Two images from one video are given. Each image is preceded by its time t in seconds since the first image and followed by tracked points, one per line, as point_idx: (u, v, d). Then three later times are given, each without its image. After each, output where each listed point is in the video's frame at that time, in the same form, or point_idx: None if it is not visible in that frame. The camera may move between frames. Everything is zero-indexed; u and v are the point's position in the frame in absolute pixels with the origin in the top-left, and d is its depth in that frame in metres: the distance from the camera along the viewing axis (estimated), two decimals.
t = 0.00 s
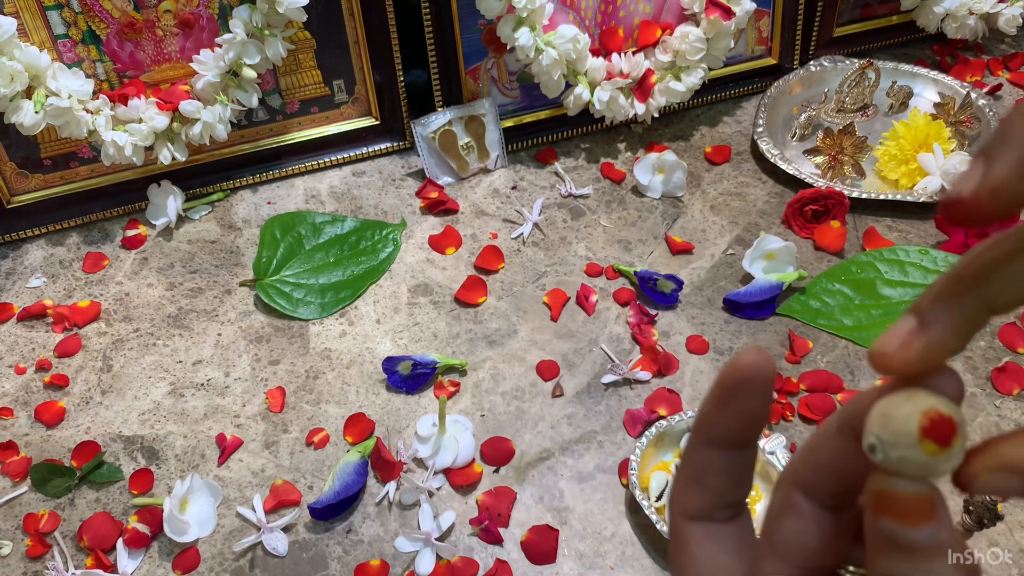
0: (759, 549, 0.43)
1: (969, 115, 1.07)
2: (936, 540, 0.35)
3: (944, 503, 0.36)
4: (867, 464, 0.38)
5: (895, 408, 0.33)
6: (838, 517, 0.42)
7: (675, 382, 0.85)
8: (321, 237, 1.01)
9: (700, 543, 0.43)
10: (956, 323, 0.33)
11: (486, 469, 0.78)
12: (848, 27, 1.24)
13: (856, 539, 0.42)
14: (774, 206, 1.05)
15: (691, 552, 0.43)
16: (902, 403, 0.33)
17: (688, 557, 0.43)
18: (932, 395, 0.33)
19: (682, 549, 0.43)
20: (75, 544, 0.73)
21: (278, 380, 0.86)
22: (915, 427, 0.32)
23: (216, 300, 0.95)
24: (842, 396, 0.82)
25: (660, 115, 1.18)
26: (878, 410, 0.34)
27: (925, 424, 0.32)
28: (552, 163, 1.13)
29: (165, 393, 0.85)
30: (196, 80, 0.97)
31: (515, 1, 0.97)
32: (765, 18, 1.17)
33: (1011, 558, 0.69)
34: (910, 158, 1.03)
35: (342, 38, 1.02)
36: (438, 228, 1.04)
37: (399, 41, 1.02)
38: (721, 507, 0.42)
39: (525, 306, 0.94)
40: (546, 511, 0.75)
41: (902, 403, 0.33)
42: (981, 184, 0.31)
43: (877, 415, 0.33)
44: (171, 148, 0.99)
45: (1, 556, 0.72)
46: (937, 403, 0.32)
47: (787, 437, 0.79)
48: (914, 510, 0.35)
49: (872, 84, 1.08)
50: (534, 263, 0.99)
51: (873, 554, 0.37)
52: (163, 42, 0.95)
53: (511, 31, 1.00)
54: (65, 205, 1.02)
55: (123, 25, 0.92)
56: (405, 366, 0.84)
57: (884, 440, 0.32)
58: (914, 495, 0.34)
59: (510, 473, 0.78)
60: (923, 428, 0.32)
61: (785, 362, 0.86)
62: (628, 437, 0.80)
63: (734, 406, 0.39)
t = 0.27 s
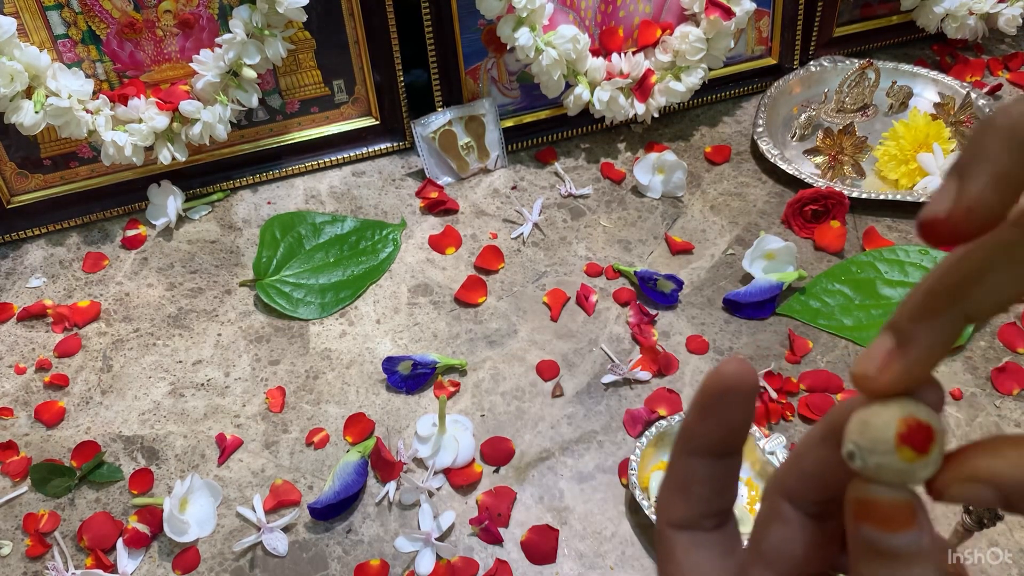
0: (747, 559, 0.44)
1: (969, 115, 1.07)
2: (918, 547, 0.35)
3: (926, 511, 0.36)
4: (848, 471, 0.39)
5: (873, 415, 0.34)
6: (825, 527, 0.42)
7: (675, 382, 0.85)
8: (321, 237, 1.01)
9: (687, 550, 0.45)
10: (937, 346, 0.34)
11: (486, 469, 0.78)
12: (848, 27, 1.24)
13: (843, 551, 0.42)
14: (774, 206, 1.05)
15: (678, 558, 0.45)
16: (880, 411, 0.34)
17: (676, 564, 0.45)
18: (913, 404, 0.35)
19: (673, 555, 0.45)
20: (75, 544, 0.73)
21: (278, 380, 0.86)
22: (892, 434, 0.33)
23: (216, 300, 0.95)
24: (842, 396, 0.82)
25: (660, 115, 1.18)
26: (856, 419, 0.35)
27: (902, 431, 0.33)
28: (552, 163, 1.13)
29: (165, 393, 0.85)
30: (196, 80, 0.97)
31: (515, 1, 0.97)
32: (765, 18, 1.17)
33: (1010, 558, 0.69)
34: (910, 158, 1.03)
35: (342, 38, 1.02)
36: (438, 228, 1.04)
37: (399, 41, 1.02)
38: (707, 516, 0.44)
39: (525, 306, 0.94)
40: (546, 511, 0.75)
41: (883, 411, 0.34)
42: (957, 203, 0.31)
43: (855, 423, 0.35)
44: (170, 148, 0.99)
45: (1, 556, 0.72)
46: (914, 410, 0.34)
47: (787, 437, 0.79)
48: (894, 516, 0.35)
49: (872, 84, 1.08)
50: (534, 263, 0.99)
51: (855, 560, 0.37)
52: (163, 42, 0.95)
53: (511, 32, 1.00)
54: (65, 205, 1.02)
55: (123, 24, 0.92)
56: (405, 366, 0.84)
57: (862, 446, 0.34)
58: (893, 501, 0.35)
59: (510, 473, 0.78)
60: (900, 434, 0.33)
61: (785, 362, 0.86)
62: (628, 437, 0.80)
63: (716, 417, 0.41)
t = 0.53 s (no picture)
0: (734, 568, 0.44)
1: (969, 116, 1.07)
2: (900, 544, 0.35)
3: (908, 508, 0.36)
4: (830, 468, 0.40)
5: (852, 411, 0.35)
6: (809, 532, 0.43)
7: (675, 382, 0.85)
8: (321, 237, 1.01)
9: (671, 561, 0.44)
10: (913, 331, 0.34)
11: (486, 470, 0.78)
12: (848, 27, 1.24)
13: (825, 557, 0.43)
14: (775, 206, 1.05)
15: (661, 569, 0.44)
16: (858, 407, 0.34)
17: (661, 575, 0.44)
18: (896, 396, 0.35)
19: (655, 566, 0.44)
20: (75, 544, 0.73)
21: (278, 380, 0.86)
22: (874, 429, 0.34)
23: (216, 300, 0.95)
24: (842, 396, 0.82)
25: (660, 115, 1.18)
26: (837, 415, 0.35)
27: (883, 427, 0.34)
28: (552, 163, 1.13)
29: (165, 393, 0.85)
30: (196, 80, 0.97)
31: (515, 1, 0.97)
32: (765, 18, 1.17)
33: (1010, 558, 0.69)
34: (910, 158, 1.03)
35: (342, 38, 1.02)
36: (438, 228, 1.04)
37: (398, 41, 1.02)
38: (690, 524, 0.44)
39: (525, 306, 0.94)
40: (546, 511, 0.75)
41: (861, 405, 0.34)
42: (947, 198, 0.30)
43: (836, 420, 0.35)
44: (171, 148, 0.99)
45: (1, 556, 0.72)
46: (896, 403, 0.34)
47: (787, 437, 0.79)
48: (877, 511, 0.35)
49: (872, 84, 1.07)
50: (534, 263, 0.99)
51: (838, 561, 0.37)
52: (163, 42, 0.95)
53: (511, 32, 1.00)
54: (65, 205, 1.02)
55: (123, 25, 0.92)
56: (405, 366, 0.85)
57: (845, 444, 0.34)
58: (876, 497, 0.35)
59: (510, 473, 0.78)
60: (882, 430, 0.33)
61: (785, 362, 0.86)
62: (628, 437, 0.80)
63: (694, 418, 0.41)
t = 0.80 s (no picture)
0: None
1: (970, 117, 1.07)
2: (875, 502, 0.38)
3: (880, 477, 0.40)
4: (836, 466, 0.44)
5: (805, 262, 0.33)
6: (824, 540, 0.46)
7: (675, 382, 0.85)
8: (321, 237, 1.01)
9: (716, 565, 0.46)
10: (858, 172, 0.34)
11: (486, 469, 0.78)
12: (849, 27, 1.24)
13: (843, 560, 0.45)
14: (775, 206, 1.05)
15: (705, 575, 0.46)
16: (811, 259, 0.33)
17: None
18: (842, 253, 0.34)
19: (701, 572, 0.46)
20: (75, 544, 0.73)
21: (278, 380, 0.86)
22: (824, 282, 0.32)
23: (216, 301, 0.95)
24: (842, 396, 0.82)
25: (660, 115, 1.18)
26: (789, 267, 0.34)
27: (834, 278, 0.32)
28: (552, 163, 1.13)
29: (165, 393, 0.85)
30: (196, 80, 0.97)
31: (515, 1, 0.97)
32: (765, 18, 1.17)
33: (1010, 558, 0.69)
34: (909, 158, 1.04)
35: (342, 38, 1.02)
36: (438, 228, 1.04)
37: (398, 41, 1.02)
38: (732, 534, 0.46)
39: (525, 306, 0.94)
40: (546, 511, 0.75)
41: (814, 258, 0.33)
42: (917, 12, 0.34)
43: (788, 271, 0.34)
44: (170, 148, 0.99)
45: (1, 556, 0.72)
46: (848, 261, 0.33)
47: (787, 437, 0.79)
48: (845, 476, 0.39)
49: (872, 84, 1.06)
50: (534, 263, 0.99)
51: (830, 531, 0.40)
52: (163, 42, 0.95)
53: (511, 32, 1.00)
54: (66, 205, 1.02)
55: (123, 25, 0.92)
56: (405, 366, 0.85)
57: (792, 296, 0.33)
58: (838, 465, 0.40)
59: (510, 473, 0.78)
60: (832, 283, 0.32)
61: (785, 362, 0.86)
62: (628, 437, 0.80)
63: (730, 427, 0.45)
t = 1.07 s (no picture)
0: None
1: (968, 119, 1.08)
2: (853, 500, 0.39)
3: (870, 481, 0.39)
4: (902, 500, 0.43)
5: (702, 211, 0.39)
6: None
7: (675, 382, 0.85)
8: (321, 237, 1.01)
9: None
10: (759, 114, 0.43)
11: (486, 469, 0.78)
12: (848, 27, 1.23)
13: None
14: (775, 206, 1.05)
15: None
16: (708, 207, 0.39)
17: None
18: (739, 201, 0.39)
19: None
20: (75, 544, 0.73)
21: (278, 380, 0.86)
22: (715, 226, 0.38)
23: (216, 301, 0.95)
24: (842, 396, 0.82)
25: (660, 115, 1.18)
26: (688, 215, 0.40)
27: (723, 224, 0.38)
28: (552, 163, 1.13)
29: (165, 393, 0.85)
30: (196, 80, 0.97)
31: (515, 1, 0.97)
32: (765, 18, 1.17)
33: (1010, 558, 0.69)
34: (909, 158, 1.04)
35: (342, 38, 1.02)
36: (438, 228, 1.04)
37: (399, 41, 1.02)
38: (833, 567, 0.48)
39: (525, 306, 0.94)
40: (546, 511, 0.75)
41: (711, 204, 0.39)
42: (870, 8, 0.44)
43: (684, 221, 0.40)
44: (170, 148, 0.99)
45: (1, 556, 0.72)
46: (737, 209, 0.39)
47: (787, 437, 0.79)
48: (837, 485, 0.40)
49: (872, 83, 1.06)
50: (534, 263, 0.99)
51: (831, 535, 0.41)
52: (163, 41, 0.95)
53: (511, 32, 1.00)
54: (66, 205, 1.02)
55: (123, 24, 0.92)
56: (405, 366, 0.85)
57: (685, 241, 0.39)
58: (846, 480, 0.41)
59: (510, 473, 0.78)
60: (719, 227, 0.38)
61: (785, 362, 0.86)
62: (628, 437, 0.80)
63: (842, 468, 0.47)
